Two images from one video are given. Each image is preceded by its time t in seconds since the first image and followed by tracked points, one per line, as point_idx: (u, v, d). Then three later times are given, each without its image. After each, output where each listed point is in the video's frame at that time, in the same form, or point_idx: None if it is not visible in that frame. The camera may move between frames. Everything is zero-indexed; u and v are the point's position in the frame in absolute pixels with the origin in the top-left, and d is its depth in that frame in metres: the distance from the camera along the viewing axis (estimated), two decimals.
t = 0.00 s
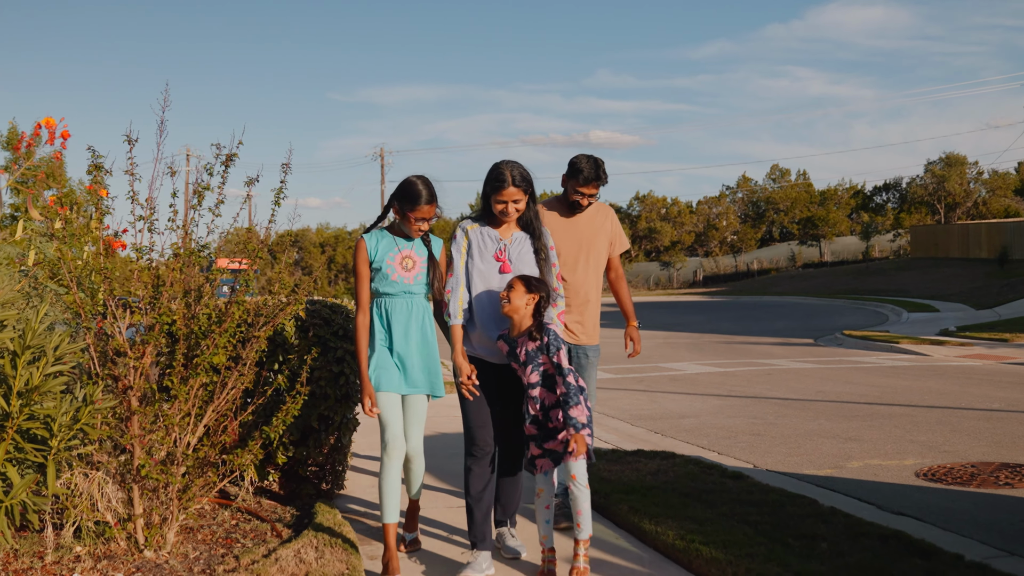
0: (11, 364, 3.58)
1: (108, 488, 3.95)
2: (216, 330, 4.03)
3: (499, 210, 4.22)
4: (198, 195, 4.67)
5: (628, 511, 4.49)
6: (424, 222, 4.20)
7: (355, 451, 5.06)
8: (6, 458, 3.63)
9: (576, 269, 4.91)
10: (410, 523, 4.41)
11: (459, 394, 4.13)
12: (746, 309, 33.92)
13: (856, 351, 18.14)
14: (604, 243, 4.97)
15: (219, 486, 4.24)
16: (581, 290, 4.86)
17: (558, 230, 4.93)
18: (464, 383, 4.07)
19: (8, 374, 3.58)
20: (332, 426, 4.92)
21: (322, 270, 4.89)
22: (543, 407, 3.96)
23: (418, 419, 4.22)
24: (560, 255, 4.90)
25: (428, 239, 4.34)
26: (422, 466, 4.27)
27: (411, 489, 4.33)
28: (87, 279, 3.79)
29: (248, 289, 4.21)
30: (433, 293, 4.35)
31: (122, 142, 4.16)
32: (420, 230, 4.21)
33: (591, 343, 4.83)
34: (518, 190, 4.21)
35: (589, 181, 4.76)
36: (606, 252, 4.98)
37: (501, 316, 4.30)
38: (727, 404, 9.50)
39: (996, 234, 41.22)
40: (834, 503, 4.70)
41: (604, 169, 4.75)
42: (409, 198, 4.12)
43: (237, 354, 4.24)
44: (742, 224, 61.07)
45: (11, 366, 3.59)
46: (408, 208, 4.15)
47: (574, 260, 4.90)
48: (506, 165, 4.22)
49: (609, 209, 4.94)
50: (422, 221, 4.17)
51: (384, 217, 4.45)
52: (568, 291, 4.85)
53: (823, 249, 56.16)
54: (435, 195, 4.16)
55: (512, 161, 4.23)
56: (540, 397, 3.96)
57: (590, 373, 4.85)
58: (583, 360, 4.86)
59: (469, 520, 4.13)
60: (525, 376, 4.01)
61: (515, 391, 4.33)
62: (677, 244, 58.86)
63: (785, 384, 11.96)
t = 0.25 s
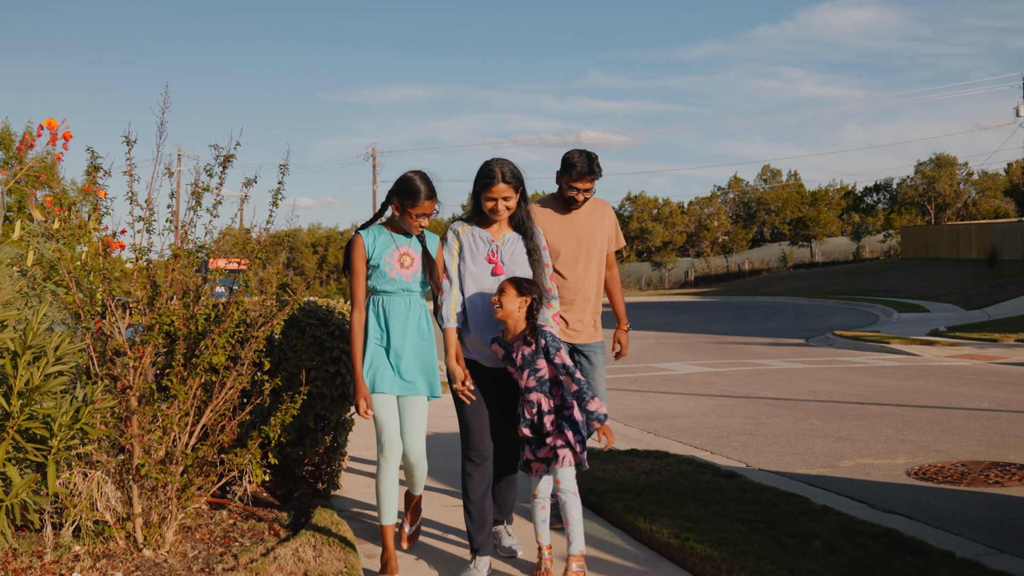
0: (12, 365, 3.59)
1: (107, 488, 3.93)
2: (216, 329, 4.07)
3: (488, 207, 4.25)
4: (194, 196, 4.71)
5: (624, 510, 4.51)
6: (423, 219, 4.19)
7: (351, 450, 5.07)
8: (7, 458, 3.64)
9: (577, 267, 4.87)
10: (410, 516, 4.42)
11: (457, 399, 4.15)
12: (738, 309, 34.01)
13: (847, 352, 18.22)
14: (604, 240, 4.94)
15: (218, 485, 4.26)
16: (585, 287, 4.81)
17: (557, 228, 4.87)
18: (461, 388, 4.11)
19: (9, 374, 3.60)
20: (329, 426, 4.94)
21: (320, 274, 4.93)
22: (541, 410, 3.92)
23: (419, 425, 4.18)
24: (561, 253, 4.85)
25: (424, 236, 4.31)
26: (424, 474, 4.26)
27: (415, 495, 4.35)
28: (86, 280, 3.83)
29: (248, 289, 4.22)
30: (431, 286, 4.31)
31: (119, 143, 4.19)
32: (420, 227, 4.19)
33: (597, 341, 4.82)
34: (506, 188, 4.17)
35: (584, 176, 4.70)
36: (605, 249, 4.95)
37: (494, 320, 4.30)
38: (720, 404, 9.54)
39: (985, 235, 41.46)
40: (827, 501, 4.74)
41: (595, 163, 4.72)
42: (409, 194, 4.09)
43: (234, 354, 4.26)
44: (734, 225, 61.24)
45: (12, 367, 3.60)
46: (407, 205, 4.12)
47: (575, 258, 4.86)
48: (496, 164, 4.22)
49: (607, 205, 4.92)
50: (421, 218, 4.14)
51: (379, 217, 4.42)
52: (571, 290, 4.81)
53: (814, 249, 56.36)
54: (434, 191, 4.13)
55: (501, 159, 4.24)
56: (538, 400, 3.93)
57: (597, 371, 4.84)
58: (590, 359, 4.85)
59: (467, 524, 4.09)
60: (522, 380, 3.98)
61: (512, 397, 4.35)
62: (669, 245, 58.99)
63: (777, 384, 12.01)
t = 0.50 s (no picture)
0: (13, 366, 3.58)
1: (107, 487, 3.95)
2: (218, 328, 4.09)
3: (479, 203, 4.23)
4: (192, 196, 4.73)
5: (619, 509, 4.54)
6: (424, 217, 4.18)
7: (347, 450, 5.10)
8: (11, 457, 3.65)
9: (577, 264, 4.90)
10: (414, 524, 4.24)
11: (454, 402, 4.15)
12: (730, 310, 34.10)
13: (839, 352, 18.30)
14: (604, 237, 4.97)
15: (217, 485, 4.28)
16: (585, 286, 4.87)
17: (559, 224, 4.88)
18: (457, 391, 4.11)
19: (10, 374, 3.59)
20: (326, 426, 4.95)
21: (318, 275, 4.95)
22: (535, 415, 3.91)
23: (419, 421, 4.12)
24: (562, 249, 4.87)
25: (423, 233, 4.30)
26: (425, 472, 4.16)
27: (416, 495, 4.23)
28: (86, 281, 3.85)
29: (249, 290, 4.24)
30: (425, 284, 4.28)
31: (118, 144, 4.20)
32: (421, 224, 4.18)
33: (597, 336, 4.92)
34: (499, 180, 4.17)
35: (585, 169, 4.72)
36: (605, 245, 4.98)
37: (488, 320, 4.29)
38: (713, 403, 9.58)
39: (976, 235, 41.67)
40: (821, 500, 4.77)
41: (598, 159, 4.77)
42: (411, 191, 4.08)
43: (234, 354, 4.27)
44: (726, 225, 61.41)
45: (14, 368, 3.58)
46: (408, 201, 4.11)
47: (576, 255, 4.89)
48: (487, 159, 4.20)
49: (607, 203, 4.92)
50: (423, 215, 4.14)
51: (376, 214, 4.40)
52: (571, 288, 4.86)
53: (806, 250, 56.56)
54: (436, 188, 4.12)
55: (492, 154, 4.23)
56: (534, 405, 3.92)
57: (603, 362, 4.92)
58: (593, 351, 4.93)
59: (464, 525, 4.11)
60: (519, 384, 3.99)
61: (508, 398, 4.32)
62: (661, 245, 59.10)
63: (770, 384, 12.05)
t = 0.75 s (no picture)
0: (15, 365, 3.57)
1: (107, 487, 3.96)
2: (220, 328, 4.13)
3: (473, 201, 4.25)
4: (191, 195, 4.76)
5: (616, 507, 4.56)
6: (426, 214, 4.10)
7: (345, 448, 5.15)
8: (14, 456, 3.67)
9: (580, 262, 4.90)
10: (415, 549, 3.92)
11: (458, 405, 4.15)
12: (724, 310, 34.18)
13: (832, 352, 18.38)
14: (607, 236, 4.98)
15: (217, 483, 4.32)
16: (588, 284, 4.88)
17: (562, 222, 4.87)
18: (458, 393, 4.09)
19: (13, 374, 3.58)
20: (323, 425, 4.98)
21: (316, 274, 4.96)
22: (534, 424, 3.87)
23: (418, 416, 3.99)
24: (566, 248, 4.87)
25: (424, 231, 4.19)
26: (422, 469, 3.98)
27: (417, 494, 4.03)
28: (86, 282, 3.88)
29: (248, 290, 4.28)
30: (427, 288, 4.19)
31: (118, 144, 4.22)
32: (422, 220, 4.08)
33: (598, 332, 4.94)
34: (495, 179, 4.17)
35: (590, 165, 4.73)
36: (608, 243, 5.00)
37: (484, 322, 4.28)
38: (707, 403, 9.61)
39: (969, 236, 41.84)
40: (815, 498, 4.80)
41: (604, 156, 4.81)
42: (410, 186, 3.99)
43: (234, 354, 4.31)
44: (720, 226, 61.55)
45: (16, 367, 3.57)
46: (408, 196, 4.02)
47: (579, 253, 4.90)
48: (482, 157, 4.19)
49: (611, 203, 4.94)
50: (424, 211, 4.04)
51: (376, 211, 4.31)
52: (574, 285, 4.88)
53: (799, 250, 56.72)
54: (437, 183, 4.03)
55: (487, 152, 4.22)
56: (533, 413, 3.87)
57: (607, 355, 4.99)
58: (597, 345, 4.98)
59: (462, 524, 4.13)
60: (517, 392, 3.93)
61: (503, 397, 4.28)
62: (655, 245, 59.20)
63: (764, 384, 12.09)
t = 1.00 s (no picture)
0: (19, 363, 3.58)
1: (108, 485, 4.00)
2: (220, 328, 4.18)
3: (471, 200, 4.23)
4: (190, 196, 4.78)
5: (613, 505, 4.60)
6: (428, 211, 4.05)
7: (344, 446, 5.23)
8: (16, 454, 3.66)
9: (585, 264, 4.89)
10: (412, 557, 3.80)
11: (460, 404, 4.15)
12: (719, 310, 34.26)
13: (826, 351, 18.44)
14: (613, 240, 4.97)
15: (217, 482, 4.36)
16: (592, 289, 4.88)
17: (569, 223, 4.85)
18: (460, 393, 4.10)
19: (16, 372, 3.59)
20: (321, 424, 5.05)
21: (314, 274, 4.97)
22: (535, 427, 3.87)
23: (417, 419, 3.90)
24: (571, 250, 4.85)
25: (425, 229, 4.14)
26: (418, 472, 3.84)
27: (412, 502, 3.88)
28: (89, 282, 3.94)
29: (249, 289, 4.36)
30: (428, 287, 4.16)
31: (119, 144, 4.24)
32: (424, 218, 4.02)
33: (601, 336, 4.91)
34: (494, 180, 4.12)
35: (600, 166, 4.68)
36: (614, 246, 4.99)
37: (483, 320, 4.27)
38: (702, 402, 9.65)
39: (962, 237, 42.02)
40: (810, 496, 4.83)
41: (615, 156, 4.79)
42: (414, 183, 3.91)
43: (233, 354, 4.36)
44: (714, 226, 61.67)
45: (20, 365, 3.58)
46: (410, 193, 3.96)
47: (584, 255, 4.89)
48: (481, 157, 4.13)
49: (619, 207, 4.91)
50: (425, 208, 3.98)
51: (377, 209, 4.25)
52: (578, 288, 4.86)
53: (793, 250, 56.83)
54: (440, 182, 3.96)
55: (485, 151, 4.16)
56: (534, 416, 3.87)
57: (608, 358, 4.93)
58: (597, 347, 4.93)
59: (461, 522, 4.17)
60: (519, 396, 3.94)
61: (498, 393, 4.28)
62: (649, 245, 59.29)
63: (759, 383, 12.14)
